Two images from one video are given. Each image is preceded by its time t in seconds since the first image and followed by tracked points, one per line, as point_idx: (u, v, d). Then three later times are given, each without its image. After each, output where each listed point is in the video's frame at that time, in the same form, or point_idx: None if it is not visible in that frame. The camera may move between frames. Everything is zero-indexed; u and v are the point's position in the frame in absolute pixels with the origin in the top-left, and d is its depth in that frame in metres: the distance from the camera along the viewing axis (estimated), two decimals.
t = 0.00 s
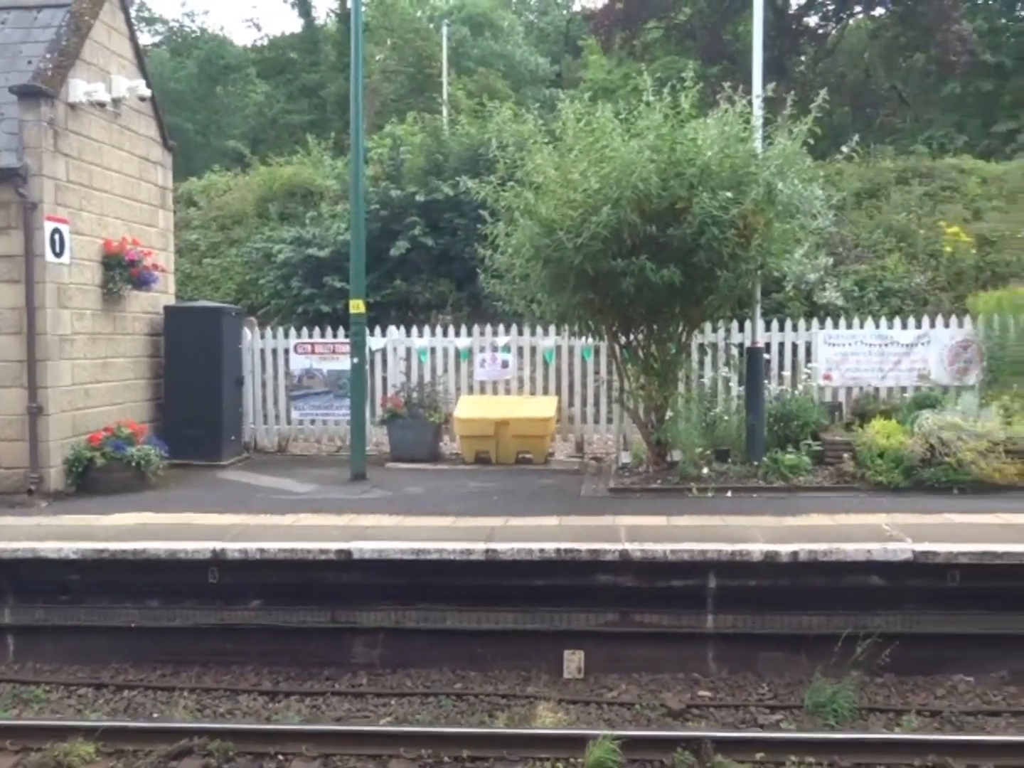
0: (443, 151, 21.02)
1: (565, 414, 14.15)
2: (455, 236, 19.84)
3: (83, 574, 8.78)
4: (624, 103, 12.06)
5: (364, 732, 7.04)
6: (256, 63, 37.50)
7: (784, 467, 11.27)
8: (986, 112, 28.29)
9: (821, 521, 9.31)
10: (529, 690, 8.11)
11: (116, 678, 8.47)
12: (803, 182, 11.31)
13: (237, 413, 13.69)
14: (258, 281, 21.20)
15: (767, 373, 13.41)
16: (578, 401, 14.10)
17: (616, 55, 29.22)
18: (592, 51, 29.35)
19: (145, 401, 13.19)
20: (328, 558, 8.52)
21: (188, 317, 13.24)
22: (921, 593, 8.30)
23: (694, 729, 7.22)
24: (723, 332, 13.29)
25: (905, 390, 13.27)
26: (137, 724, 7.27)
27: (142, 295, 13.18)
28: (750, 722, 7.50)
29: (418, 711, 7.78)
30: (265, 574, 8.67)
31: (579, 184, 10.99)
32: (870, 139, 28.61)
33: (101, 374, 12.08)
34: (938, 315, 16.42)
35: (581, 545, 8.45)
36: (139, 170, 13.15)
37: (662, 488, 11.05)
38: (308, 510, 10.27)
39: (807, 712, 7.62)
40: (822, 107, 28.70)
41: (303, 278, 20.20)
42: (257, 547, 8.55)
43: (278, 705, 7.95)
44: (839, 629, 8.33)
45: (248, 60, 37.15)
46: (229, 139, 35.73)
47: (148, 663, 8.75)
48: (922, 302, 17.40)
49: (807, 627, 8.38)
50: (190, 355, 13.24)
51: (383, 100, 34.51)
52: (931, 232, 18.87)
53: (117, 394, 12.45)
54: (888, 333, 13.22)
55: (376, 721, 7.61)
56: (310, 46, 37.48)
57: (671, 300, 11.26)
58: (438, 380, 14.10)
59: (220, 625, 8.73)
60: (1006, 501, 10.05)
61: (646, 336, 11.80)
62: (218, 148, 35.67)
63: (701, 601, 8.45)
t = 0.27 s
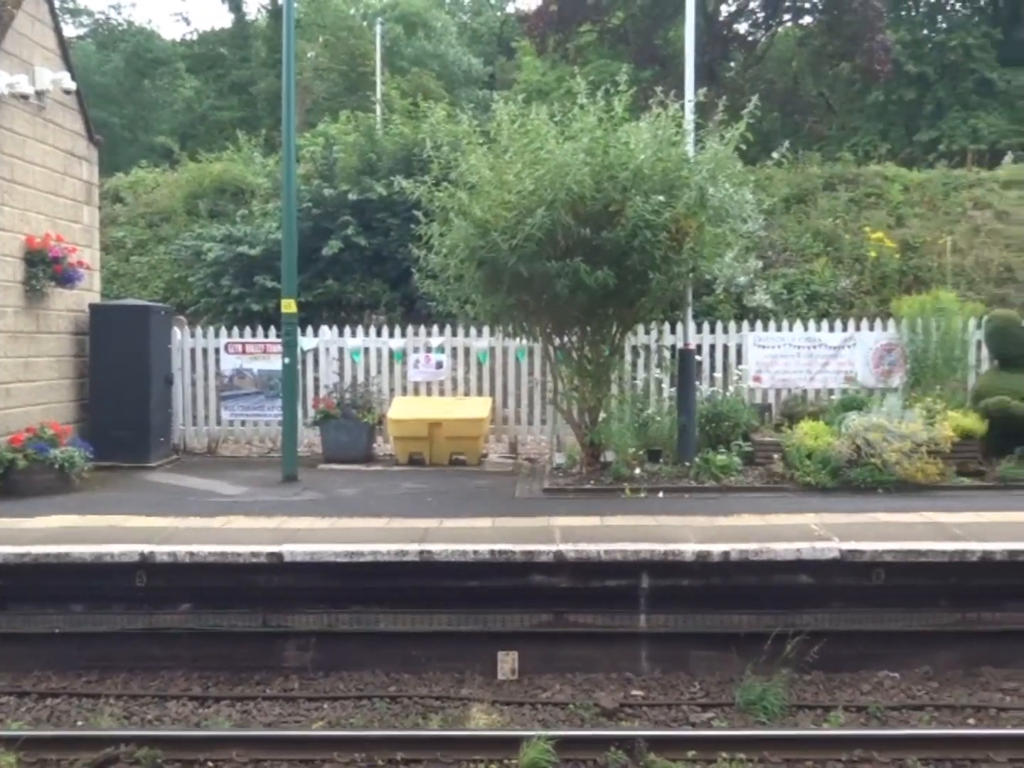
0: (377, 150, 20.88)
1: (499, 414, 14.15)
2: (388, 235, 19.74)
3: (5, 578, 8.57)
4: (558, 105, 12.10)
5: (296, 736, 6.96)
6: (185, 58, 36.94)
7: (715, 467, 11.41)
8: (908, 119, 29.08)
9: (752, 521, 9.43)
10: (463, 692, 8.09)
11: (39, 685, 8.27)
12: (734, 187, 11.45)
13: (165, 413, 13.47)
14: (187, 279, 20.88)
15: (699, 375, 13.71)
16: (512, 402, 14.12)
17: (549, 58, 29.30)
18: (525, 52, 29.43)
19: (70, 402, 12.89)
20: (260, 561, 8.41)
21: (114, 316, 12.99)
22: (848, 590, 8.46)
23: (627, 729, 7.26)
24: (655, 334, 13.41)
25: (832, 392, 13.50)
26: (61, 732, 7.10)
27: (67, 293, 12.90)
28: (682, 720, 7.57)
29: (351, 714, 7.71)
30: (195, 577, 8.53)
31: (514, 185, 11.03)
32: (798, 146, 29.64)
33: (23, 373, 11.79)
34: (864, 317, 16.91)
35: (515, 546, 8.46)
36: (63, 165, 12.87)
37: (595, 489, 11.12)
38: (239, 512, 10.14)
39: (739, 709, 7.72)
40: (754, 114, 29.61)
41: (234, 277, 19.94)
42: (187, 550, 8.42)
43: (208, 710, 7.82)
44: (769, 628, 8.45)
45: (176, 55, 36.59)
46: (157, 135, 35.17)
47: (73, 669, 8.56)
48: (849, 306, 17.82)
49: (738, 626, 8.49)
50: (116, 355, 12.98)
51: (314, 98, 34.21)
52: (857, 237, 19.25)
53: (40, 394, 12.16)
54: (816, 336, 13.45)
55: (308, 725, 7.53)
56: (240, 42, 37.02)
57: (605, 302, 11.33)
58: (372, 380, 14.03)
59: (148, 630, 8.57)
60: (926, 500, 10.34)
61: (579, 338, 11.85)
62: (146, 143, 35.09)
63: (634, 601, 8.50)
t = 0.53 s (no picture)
0: (305, 150, 20.67)
1: (429, 416, 14.10)
2: (317, 236, 19.55)
3: None
4: (488, 106, 12.10)
5: (226, 744, 6.85)
6: (106, 54, 36.21)
7: (645, 467, 11.51)
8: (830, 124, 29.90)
9: (681, 520, 9.53)
10: (395, 695, 8.04)
11: None
12: (662, 190, 11.56)
13: (86, 415, 13.18)
14: (110, 280, 20.45)
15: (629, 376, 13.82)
16: (443, 403, 14.08)
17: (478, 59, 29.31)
18: (455, 54, 29.39)
19: None
20: (187, 566, 8.27)
21: (33, 316, 12.63)
22: (776, 587, 8.59)
23: (560, 729, 7.28)
24: (585, 335, 13.48)
25: (759, 392, 13.70)
26: None
27: None
28: (615, 719, 7.61)
29: (282, 720, 7.62)
30: (120, 584, 8.36)
31: (444, 186, 11.00)
32: (725, 150, 30.16)
33: None
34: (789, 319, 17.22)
35: (446, 548, 8.43)
36: None
37: (526, 490, 11.14)
38: (165, 517, 9.96)
39: (670, 707, 7.79)
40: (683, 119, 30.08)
41: (158, 278, 19.59)
42: (111, 556, 8.24)
43: (134, 720, 7.67)
44: (699, 626, 8.54)
45: (97, 50, 35.85)
46: (77, 132, 34.41)
47: None
48: (774, 307, 18.15)
49: (668, 624, 8.57)
50: (35, 356, 12.64)
51: (240, 96, 33.79)
52: (781, 240, 19.57)
53: None
54: (743, 336, 13.63)
55: (237, 732, 7.42)
56: (164, 38, 36.39)
57: (535, 303, 11.36)
58: (301, 382, 13.91)
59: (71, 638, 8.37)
60: (849, 498, 10.56)
61: (510, 339, 11.85)
62: (66, 140, 34.30)
63: (566, 601, 8.53)
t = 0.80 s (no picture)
0: (232, 148, 20.38)
1: (361, 417, 14.00)
2: (245, 235, 19.29)
3: None
4: (419, 106, 12.05)
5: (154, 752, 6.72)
6: (26, 47, 35.38)
7: (577, 467, 11.57)
8: (757, 129, 30.45)
9: (613, 519, 9.58)
10: (327, 699, 7.97)
11: None
12: (593, 191, 11.61)
13: (8, 418, 12.83)
14: (30, 279, 19.97)
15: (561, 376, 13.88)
16: (374, 404, 13.99)
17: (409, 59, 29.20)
18: (385, 53, 29.25)
19: None
20: (113, 571, 8.10)
21: None
22: (706, 585, 8.68)
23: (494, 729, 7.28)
24: (517, 336, 13.49)
25: (689, 392, 13.87)
26: None
27: None
28: (548, 718, 7.63)
29: (211, 727, 7.50)
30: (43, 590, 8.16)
31: (375, 186, 10.94)
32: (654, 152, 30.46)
33: None
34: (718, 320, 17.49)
35: (379, 550, 8.37)
36: None
37: (458, 491, 11.12)
38: (90, 521, 9.75)
39: (603, 705, 7.83)
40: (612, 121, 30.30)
41: (81, 277, 19.18)
42: (34, 562, 8.04)
43: (58, 729, 7.49)
44: (631, 624, 8.60)
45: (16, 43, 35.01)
46: None
47: None
48: (702, 309, 18.45)
49: (601, 623, 8.61)
50: None
51: (166, 93, 33.26)
52: (710, 241, 19.80)
53: None
54: (673, 337, 13.78)
55: (165, 740, 7.29)
56: (86, 32, 35.66)
57: (467, 303, 11.35)
58: (229, 383, 13.73)
59: None
60: (777, 496, 10.72)
61: (442, 339, 11.83)
62: None
63: (499, 602, 8.52)
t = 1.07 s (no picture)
0: (171, 146, 20.08)
1: (302, 418, 13.89)
2: (185, 234, 19.03)
3: None
4: (361, 106, 11.99)
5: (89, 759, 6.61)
6: None
7: (519, 468, 11.59)
8: (698, 133, 30.70)
9: (555, 520, 9.61)
10: (267, 703, 7.90)
11: None
12: (536, 193, 11.63)
13: None
14: None
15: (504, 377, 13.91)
16: (315, 405, 13.89)
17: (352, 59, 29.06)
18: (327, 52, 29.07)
19: None
20: (47, 575, 7.94)
21: None
22: (647, 585, 8.74)
23: (435, 731, 7.27)
24: (459, 336, 13.48)
25: (631, 393, 13.96)
26: None
27: None
28: (490, 720, 7.64)
29: (147, 733, 7.39)
30: None
31: (316, 186, 10.88)
32: (597, 155, 30.64)
33: None
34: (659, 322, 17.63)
35: (319, 552, 8.31)
36: None
37: (400, 492, 11.08)
38: (23, 524, 9.55)
39: (544, 705, 7.86)
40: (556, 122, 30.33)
41: (15, 275, 18.80)
42: None
43: None
44: (573, 625, 8.63)
45: None
46: None
47: None
48: (644, 310, 18.55)
49: (543, 623, 8.62)
50: None
51: (104, 89, 32.77)
52: (652, 244, 19.95)
53: None
54: (615, 339, 13.86)
55: (101, 746, 7.17)
56: (20, 26, 34.99)
57: (409, 304, 11.32)
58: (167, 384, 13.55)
59: None
60: (716, 496, 10.83)
61: (384, 340, 11.80)
62: None
63: (441, 603, 8.50)
